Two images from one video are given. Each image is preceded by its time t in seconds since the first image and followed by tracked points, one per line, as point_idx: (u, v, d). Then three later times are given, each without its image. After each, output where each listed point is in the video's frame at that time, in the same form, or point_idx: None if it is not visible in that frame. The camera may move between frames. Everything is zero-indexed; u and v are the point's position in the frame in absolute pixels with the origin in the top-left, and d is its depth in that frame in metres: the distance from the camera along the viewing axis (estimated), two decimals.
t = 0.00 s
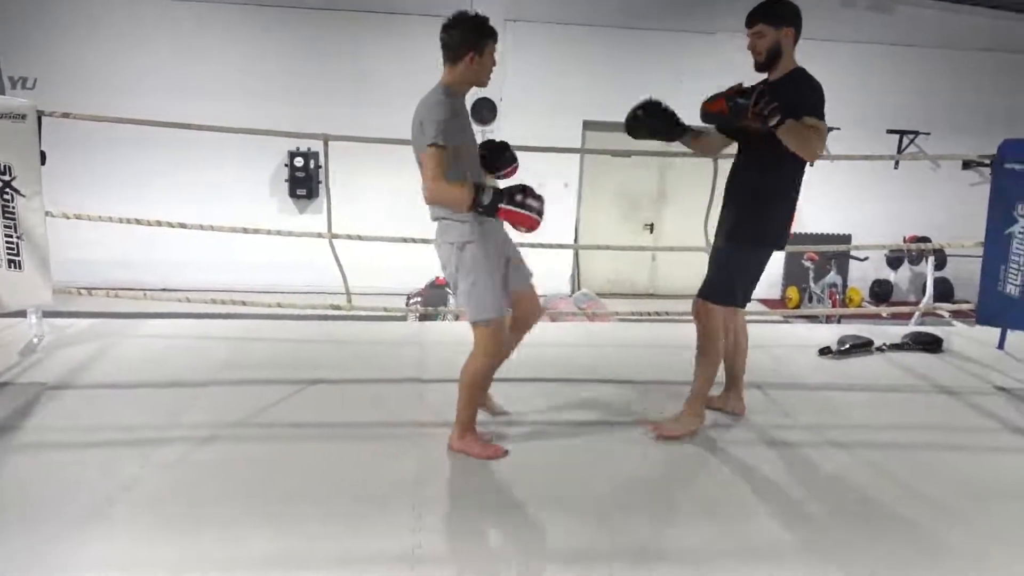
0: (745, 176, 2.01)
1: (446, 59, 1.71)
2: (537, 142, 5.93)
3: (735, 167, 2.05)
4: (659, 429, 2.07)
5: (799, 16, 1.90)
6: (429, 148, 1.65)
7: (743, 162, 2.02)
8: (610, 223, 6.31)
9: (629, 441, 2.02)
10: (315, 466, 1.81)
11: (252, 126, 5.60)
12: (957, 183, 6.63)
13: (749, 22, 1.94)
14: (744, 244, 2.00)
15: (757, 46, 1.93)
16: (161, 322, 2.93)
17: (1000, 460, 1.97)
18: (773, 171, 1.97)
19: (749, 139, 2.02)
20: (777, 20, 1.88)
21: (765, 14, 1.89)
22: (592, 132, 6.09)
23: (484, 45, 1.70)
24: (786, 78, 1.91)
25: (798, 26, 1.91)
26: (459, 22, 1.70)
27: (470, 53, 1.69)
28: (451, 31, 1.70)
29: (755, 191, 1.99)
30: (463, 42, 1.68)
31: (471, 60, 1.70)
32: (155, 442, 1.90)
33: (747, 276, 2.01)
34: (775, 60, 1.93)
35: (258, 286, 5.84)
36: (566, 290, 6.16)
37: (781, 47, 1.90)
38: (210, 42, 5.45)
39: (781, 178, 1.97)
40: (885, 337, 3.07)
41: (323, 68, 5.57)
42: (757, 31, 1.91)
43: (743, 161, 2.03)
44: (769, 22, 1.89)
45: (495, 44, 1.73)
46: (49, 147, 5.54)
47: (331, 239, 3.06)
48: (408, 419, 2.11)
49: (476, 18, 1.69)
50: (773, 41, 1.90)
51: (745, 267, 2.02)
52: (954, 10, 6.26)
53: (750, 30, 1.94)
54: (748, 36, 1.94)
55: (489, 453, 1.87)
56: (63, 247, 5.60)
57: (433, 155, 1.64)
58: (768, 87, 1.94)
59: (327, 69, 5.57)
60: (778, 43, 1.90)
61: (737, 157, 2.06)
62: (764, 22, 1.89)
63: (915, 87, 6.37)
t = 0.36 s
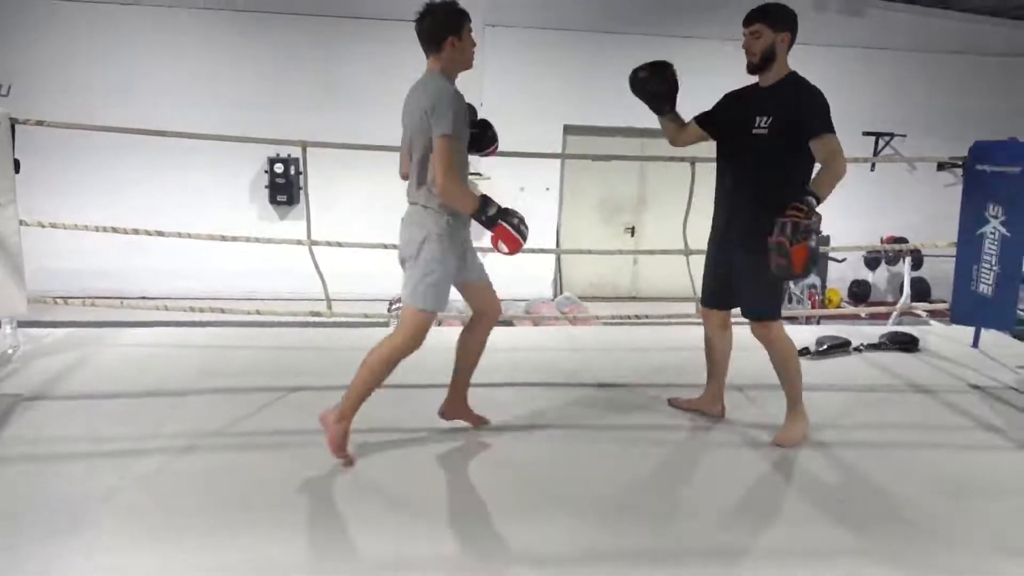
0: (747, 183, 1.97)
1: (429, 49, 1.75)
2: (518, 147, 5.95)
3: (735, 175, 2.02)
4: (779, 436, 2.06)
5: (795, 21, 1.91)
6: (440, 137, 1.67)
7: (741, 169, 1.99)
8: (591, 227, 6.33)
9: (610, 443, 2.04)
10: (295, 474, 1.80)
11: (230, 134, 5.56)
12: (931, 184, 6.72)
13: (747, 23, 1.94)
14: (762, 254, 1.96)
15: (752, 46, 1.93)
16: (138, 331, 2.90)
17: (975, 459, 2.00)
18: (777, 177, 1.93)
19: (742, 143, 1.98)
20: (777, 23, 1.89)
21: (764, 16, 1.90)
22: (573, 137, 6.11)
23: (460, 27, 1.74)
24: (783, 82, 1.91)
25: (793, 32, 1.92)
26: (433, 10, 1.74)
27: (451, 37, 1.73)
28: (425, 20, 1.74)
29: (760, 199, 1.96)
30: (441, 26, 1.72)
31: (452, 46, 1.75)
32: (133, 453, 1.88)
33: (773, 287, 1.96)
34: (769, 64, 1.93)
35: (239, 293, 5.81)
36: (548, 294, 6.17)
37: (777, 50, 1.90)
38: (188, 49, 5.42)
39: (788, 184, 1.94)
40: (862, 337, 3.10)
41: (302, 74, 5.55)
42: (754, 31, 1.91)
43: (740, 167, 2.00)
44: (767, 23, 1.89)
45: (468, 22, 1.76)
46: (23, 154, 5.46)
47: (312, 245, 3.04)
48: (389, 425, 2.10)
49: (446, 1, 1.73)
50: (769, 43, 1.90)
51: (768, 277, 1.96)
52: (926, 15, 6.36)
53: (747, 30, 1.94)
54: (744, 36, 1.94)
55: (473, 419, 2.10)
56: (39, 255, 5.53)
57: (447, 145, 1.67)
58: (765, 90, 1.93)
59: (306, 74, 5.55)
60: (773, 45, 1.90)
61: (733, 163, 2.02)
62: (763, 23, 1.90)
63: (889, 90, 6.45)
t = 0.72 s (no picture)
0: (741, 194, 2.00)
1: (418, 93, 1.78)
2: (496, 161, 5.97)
3: (727, 186, 2.03)
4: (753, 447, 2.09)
5: (778, 36, 1.93)
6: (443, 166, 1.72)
7: (732, 180, 2.02)
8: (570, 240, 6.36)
9: (589, 456, 2.04)
10: (271, 493, 1.79)
11: (206, 151, 5.53)
12: (903, 194, 6.83)
13: (731, 39, 1.94)
14: (760, 265, 1.99)
15: (737, 64, 1.94)
16: (112, 351, 2.86)
17: (947, 465, 2.03)
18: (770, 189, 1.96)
19: (732, 154, 2.01)
20: (761, 39, 1.90)
21: (747, 33, 1.90)
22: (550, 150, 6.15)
23: (450, 78, 1.77)
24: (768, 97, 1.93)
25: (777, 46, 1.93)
26: (428, 53, 1.76)
27: (437, 86, 1.77)
28: (420, 61, 1.76)
29: (754, 210, 1.99)
30: (431, 75, 1.75)
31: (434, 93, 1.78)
32: (105, 476, 1.85)
33: (775, 298, 1.99)
34: (755, 80, 1.95)
35: (216, 310, 5.76)
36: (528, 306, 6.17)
37: (762, 67, 1.92)
38: (162, 66, 5.38)
39: (782, 194, 1.96)
40: (837, 346, 3.13)
41: (279, 90, 5.54)
42: (738, 49, 1.91)
43: (731, 179, 2.02)
44: (751, 40, 1.90)
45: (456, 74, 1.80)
46: None
47: (287, 261, 3.02)
48: (367, 441, 2.09)
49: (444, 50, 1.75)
50: (754, 60, 1.91)
51: (769, 289, 2.00)
52: (894, 29, 6.48)
53: (731, 47, 1.94)
54: (728, 54, 1.94)
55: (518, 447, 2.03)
56: (11, 274, 5.45)
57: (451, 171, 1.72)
58: (751, 103, 1.95)
59: (283, 91, 5.55)
60: (758, 62, 1.92)
61: (722, 174, 2.04)
62: (747, 40, 1.90)
63: (860, 102, 6.56)
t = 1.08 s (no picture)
0: (716, 194, 2.01)
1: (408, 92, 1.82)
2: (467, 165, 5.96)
3: (701, 189, 2.04)
4: (723, 446, 2.10)
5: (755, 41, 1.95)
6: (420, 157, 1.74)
7: (707, 179, 2.02)
8: (542, 244, 6.37)
9: (559, 459, 2.04)
10: (237, 502, 1.76)
11: (172, 157, 5.45)
12: (868, 197, 6.95)
13: (709, 41, 1.96)
14: (733, 265, 2.01)
15: (715, 65, 1.96)
16: (74, 360, 2.80)
17: (911, 462, 2.06)
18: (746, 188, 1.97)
19: (708, 153, 2.01)
20: (739, 42, 1.92)
21: (726, 35, 1.92)
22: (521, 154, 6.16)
23: (445, 88, 1.83)
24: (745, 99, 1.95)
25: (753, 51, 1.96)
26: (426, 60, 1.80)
27: (431, 95, 1.81)
28: (417, 67, 1.80)
29: (728, 210, 2.00)
30: (428, 83, 1.79)
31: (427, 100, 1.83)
32: (66, 488, 1.81)
33: (747, 298, 2.02)
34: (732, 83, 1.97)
35: (185, 317, 5.69)
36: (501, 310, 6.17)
37: (739, 69, 1.94)
38: (125, 70, 5.29)
39: (757, 194, 1.97)
40: (805, 346, 3.17)
41: (247, 95, 5.49)
42: (717, 50, 1.93)
43: (706, 178, 2.02)
44: (730, 42, 1.92)
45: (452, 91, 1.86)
46: None
47: (254, 267, 2.98)
48: (336, 448, 2.07)
49: (443, 60, 1.80)
50: (731, 62, 1.93)
51: (741, 289, 2.02)
52: (858, 35, 6.59)
53: (710, 48, 1.96)
54: (707, 55, 1.96)
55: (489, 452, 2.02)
56: None
57: (425, 165, 1.73)
58: (727, 105, 1.97)
59: (250, 95, 5.49)
60: (735, 65, 1.94)
61: (698, 173, 2.05)
62: (726, 42, 1.92)
63: (825, 106, 6.67)
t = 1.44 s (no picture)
0: (699, 197, 2.02)
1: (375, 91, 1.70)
2: (442, 168, 5.95)
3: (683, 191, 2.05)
4: (696, 447, 2.11)
5: (738, 44, 1.95)
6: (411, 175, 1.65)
7: (691, 183, 2.03)
8: (517, 245, 6.38)
9: (535, 461, 2.04)
10: (208, 510, 1.73)
11: (142, 159, 5.37)
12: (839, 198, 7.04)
13: (692, 47, 1.95)
14: (714, 269, 2.02)
15: (699, 71, 1.94)
16: (39, 366, 2.74)
17: (881, 460, 2.09)
18: (730, 192, 1.98)
19: (692, 157, 2.02)
20: (723, 47, 1.91)
21: (710, 40, 1.91)
22: (496, 157, 6.16)
23: (410, 74, 1.70)
24: (727, 105, 1.95)
25: (737, 54, 1.95)
26: (383, 51, 1.69)
27: (396, 85, 1.69)
28: (375, 60, 1.68)
29: (711, 214, 2.01)
30: (390, 72, 1.67)
31: (396, 91, 1.70)
32: (30, 497, 1.77)
33: (727, 302, 2.03)
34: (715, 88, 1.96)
35: (156, 321, 5.61)
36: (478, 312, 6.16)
37: (723, 74, 1.93)
38: (91, 71, 5.20)
39: (741, 199, 1.99)
40: (778, 347, 3.20)
41: (218, 97, 5.42)
42: (701, 56, 1.92)
43: (690, 181, 2.03)
44: (714, 47, 1.91)
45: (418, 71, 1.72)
46: None
47: (226, 270, 2.94)
48: (309, 453, 2.05)
49: (399, 46, 1.68)
50: (716, 67, 1.92)
51: (722, 292, 2.03)
52: (829, 38, 6.67)
53: (694, 54, 1.94)
54: (690, 61, 1.95)
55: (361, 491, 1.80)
56: None
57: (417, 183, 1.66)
58: (711, 111, 1.98)
59: (223, 98, 5.43)
60: (720, 70, 1.93)
61: (682, 176, 2.06)
62: (710, 48, 1.91)
63: (797, 109, 6.74)
